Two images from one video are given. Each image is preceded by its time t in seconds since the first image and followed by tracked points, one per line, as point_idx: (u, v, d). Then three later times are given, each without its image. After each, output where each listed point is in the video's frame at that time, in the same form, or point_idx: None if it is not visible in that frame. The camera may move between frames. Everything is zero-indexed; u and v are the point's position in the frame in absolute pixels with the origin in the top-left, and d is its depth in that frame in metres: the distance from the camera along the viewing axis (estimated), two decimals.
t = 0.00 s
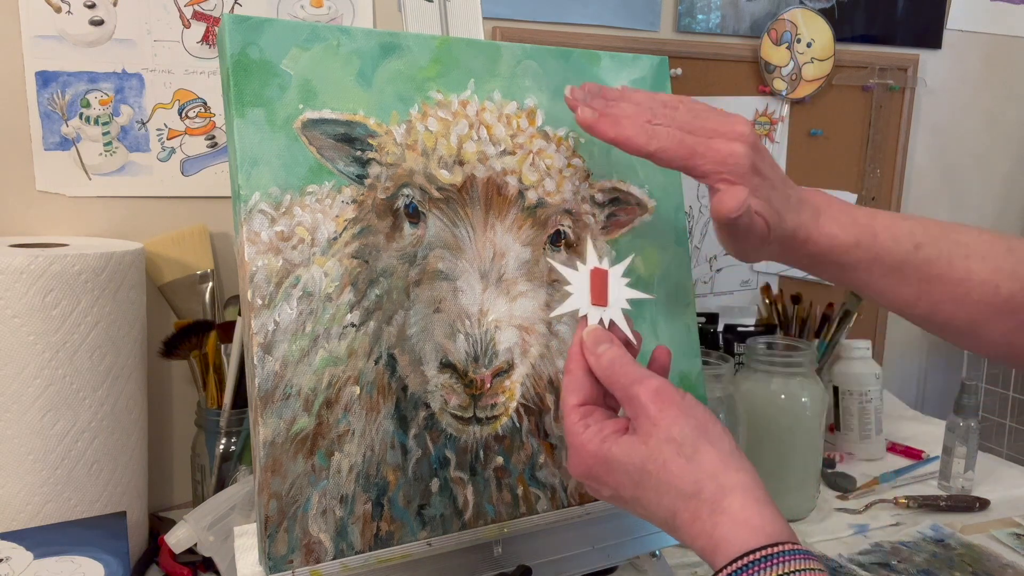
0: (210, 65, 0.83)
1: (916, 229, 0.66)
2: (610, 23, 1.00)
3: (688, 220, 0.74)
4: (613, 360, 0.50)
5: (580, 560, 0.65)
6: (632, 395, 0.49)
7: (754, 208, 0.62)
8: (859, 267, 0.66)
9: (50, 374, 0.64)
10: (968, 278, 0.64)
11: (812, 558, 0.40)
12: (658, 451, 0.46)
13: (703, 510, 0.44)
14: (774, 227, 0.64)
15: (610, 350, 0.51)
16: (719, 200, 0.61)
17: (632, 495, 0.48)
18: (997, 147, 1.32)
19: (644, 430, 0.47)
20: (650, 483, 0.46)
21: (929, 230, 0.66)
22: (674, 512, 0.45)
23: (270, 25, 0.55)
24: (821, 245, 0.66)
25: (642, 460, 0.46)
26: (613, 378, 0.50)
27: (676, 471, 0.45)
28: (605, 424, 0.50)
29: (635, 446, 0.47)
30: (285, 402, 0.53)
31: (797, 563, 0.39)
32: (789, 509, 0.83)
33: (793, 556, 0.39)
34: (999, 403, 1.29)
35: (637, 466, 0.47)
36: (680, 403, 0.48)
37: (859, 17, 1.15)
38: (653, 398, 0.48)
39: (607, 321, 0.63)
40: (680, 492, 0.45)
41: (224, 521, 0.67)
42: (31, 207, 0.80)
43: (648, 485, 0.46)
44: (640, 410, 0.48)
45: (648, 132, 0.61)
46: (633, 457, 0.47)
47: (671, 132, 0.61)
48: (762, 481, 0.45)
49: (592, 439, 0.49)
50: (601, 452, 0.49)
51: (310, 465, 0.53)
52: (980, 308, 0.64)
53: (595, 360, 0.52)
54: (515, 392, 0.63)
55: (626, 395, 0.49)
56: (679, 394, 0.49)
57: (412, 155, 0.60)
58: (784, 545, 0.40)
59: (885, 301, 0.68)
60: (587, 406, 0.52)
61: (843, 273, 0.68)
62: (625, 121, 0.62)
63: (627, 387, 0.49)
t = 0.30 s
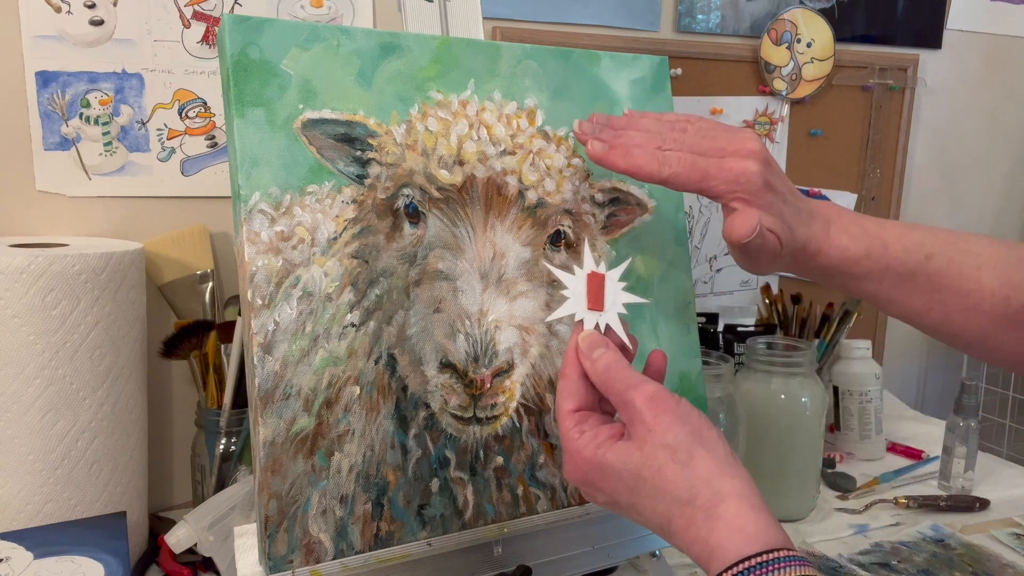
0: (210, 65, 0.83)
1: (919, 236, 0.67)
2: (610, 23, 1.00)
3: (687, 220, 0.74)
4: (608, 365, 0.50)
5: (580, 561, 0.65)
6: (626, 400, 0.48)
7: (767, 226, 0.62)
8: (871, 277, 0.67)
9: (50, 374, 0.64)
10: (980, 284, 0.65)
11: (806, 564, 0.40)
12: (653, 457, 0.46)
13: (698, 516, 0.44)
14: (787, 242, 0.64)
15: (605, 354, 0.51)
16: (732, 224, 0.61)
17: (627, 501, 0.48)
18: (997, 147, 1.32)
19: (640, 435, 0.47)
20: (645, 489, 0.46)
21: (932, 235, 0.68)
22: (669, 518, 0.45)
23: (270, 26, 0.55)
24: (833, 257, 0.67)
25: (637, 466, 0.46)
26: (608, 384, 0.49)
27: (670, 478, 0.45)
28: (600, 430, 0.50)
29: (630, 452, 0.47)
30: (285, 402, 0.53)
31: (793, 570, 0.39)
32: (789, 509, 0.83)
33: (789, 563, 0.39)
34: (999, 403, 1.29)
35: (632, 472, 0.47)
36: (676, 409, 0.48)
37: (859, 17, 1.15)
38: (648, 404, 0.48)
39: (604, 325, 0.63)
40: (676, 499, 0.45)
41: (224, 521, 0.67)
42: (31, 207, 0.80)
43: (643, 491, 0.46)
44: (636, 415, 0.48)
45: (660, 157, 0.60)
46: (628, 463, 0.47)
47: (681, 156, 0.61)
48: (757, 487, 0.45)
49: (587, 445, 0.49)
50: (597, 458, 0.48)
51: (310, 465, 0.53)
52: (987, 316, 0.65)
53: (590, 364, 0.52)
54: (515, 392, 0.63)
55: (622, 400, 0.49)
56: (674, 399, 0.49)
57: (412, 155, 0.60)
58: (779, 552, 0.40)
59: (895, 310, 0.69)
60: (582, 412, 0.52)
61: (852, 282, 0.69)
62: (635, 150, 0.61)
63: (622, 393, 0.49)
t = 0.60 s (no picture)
0: (210, 65, 0.83)
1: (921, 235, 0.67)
2: (610, 23, 1.00)
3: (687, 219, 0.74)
4: (614, 364, 0.50)
5: (580, 560, 0.65)
6: (631, 398, 0.49)
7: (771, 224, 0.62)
8: (875, 275, 0.68)
9: (50, 374, 0.64)
10: (982, 282, 0.65)
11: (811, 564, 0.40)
12: (658, 455, 0.46)
13: (703, 515, 0.44)
14: (792, 240, 0.65)
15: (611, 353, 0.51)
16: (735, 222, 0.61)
17: (632, 499, 0.48)
18: (997, 147, 1.32)
19: (645, 433, 0.47)
20: (650, 488, 0.46)
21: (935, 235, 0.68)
22: (674, 516, 0.45)
23: (270, 26, 0.55)
24: (836, 255, 0.68)
25: (642, 465, 0.47)
26: (615, 380, 0.50)
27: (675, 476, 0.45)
28: (606, 428, 0.50)
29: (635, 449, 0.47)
30: (285, 402, 0.53)
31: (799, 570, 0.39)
32: (789, 509, 0.83)
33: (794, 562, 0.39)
34: (999, 403, 1.29)
35: (637, 470, 0.47)
36: (682, 407, 0.48)
37: (859, 17, 1.15)
38: (653, 402, 0.48)
39: (610, 323, 0.64)
40: (681, 498, 0.45)
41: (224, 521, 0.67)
42: (31, 207, 0.80)
43: (649, 489, 0.46)
44: (641, 414, 0.48)
45: (664, 157, 0.60)
46: (633, 461, 0.47)
47: (687, 155, 0.61)
48: (761, 486, 0.45)
49: (593, 443, 0.50)
50: (602, 457, 0.49)
51: (310, 465, 0.53)
52: (990, 315, 0.65)
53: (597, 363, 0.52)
54: (515, 392, 0.63)
55: (627, 398, 0.49)
56: (680, 397, 0.49)
57: (412, 155, 0.60)
58: (785, 551, 0.40)
59: (899, 307, 0.69)
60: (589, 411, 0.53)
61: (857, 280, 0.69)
62: (641, 150, 0.61)
63: (627, 391, 0.49)
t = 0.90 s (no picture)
0: (210, 65, 0.83)
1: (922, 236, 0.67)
2: (610, 23, 1.00)
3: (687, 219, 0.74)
4: (619, 365, 0.50)
5: (580, 561, 0.65)
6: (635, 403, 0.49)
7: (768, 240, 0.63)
8: (879, 281, 0.67)
9: (50, 374, 0.64)
10: (984, 284, 0.65)
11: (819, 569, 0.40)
12: (662, 461, 0.46)
13: (707, 521, 0.44)
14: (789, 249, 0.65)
15: (616, 354, 0.52)
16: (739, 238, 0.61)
17: (635, 506, 0.48)
18: (997, 147, 1.32)
19: (649, 438, 0.47)
20: (653, 494, 0.46)
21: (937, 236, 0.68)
22: (678, 523, 0.45)
23: (270, 26, 0.55)
24: (840, 267, 0.67)
25: (646, 471, 0.46)
26: (620, 382, 0.50)
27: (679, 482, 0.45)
28: (609, 434, 0.50)
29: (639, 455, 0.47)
30: (285, 402, 0.53)
31: None
32: (789, 509, 0.83)
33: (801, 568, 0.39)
34: (999, 403, 1.29)
35: (641, 477, 0.47)
36: (686, 412, 0.48)
37: (859, 17, 1.15)
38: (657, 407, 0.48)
39: (616, 326, 0.66)
40: (685, 504, 0.45)
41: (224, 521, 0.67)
42: (31, 207, 0.79)
43: (652, 496, 0.46)
44: (645, 418, 0.48)
45: (676, 176, 0.59)
46: (637, 468, 0.47)
47: (700, 173, 0.60)
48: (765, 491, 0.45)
49: (596, 449, 0.49)
50: (604, 463, 0.49)
51: (310, 465, 0.53)
52: (994, 320, 0.65)
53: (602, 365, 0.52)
54: (515, 392, 0.63)
55: (631, 401, 0.50)
56: (684, 402, 0.49)
57: (412, 155, 0.60)
58: (792, 558, 0.40)
59: (904, 315, 0.69)
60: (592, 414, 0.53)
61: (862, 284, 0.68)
62: (650, 171, 0.60)
63: (632, 394, 0.49)
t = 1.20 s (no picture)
0: (210, 65, 0.83)
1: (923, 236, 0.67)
2: (610, 23, 1.00)
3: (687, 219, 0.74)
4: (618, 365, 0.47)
5: (580, 561, 0.65)
6: (639, 411, 0.45)
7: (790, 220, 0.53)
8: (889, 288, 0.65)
9: (50, 374, 0.64)
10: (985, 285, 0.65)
11: None
12: (670, 473, 0.43)
13: (718, 532, 0.41)
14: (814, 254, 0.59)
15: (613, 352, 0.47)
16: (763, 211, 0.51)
17: (643, 513, 0.46)
18: (997, 147, 1.32)
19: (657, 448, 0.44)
20: (660, 504, 0.44)
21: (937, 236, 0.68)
22: (686, 533, 0.43)
23: (270, 26, 0.55)
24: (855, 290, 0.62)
25: (653, 480, 0.44)
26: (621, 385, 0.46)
27: (688, 492, 0.43)
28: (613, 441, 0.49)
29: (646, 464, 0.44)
30: (285, 402, 0.53)
31: None
32: (790, 509, 0.83)
33: None
34: (999, 403, 1.29)
35: (647, 486, 0.45)
36: (694, 420, 0.44)
37: (859, 17, 1.15)
38: (659, 414, 0.44)
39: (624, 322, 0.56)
40: (694, 515, 0.42)
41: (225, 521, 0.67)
42: (32, 207, 0.79)
43: (659, 505, 0.44)
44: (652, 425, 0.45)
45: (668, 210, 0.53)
46: (644, 478, 0.45)
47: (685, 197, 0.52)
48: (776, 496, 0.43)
49: (600, 454, 0.48)
50: (610, 470, 0.47)
51: (310, 465, 0.53)
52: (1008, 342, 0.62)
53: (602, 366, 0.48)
54: (515, 392, 0.63)
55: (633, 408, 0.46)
56: (689, 410, 0.45)
57: (412, 155, 0.60)
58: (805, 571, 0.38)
59: (917, 337, 0.63)
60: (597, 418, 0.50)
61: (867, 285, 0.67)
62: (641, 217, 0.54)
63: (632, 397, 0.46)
